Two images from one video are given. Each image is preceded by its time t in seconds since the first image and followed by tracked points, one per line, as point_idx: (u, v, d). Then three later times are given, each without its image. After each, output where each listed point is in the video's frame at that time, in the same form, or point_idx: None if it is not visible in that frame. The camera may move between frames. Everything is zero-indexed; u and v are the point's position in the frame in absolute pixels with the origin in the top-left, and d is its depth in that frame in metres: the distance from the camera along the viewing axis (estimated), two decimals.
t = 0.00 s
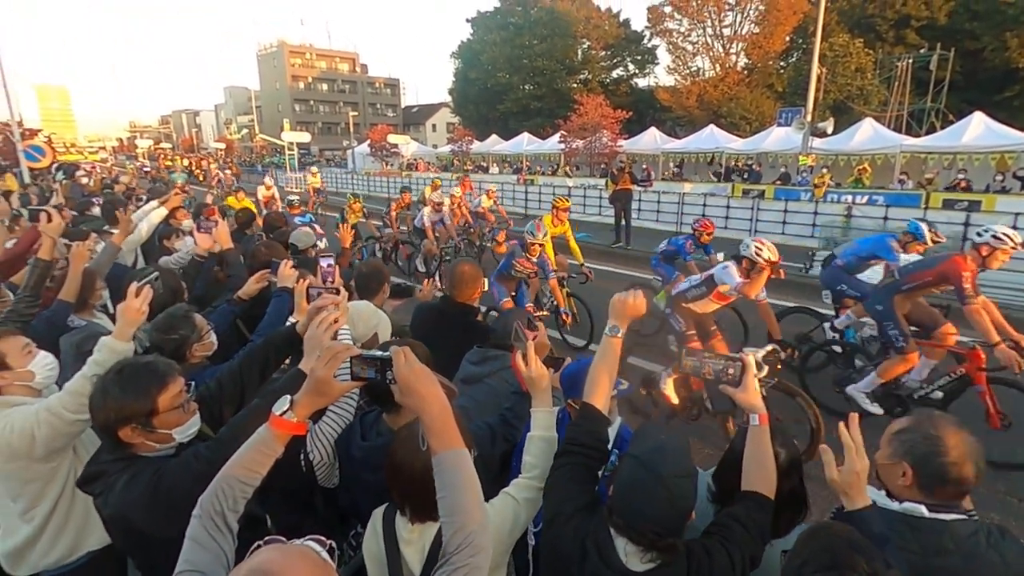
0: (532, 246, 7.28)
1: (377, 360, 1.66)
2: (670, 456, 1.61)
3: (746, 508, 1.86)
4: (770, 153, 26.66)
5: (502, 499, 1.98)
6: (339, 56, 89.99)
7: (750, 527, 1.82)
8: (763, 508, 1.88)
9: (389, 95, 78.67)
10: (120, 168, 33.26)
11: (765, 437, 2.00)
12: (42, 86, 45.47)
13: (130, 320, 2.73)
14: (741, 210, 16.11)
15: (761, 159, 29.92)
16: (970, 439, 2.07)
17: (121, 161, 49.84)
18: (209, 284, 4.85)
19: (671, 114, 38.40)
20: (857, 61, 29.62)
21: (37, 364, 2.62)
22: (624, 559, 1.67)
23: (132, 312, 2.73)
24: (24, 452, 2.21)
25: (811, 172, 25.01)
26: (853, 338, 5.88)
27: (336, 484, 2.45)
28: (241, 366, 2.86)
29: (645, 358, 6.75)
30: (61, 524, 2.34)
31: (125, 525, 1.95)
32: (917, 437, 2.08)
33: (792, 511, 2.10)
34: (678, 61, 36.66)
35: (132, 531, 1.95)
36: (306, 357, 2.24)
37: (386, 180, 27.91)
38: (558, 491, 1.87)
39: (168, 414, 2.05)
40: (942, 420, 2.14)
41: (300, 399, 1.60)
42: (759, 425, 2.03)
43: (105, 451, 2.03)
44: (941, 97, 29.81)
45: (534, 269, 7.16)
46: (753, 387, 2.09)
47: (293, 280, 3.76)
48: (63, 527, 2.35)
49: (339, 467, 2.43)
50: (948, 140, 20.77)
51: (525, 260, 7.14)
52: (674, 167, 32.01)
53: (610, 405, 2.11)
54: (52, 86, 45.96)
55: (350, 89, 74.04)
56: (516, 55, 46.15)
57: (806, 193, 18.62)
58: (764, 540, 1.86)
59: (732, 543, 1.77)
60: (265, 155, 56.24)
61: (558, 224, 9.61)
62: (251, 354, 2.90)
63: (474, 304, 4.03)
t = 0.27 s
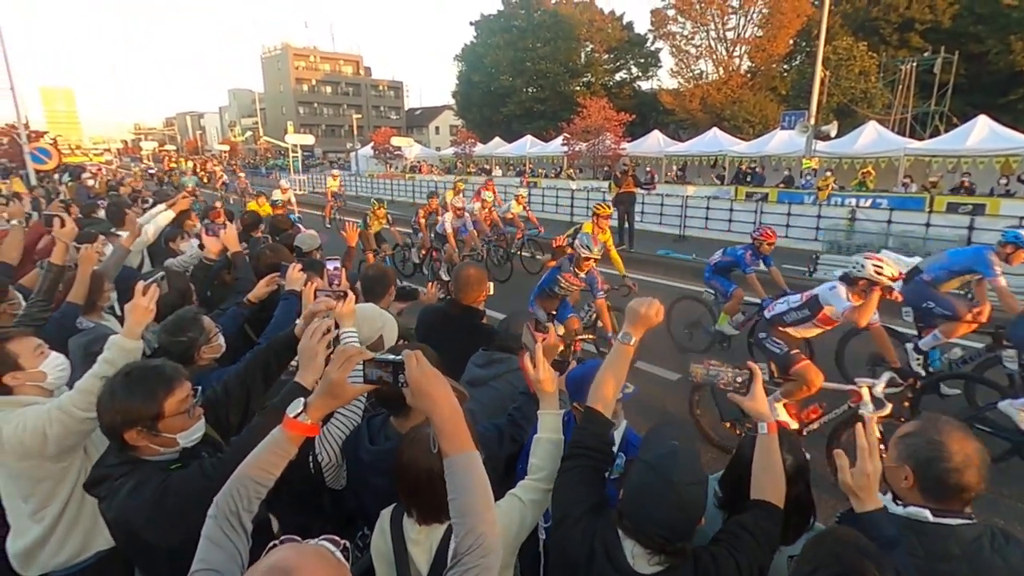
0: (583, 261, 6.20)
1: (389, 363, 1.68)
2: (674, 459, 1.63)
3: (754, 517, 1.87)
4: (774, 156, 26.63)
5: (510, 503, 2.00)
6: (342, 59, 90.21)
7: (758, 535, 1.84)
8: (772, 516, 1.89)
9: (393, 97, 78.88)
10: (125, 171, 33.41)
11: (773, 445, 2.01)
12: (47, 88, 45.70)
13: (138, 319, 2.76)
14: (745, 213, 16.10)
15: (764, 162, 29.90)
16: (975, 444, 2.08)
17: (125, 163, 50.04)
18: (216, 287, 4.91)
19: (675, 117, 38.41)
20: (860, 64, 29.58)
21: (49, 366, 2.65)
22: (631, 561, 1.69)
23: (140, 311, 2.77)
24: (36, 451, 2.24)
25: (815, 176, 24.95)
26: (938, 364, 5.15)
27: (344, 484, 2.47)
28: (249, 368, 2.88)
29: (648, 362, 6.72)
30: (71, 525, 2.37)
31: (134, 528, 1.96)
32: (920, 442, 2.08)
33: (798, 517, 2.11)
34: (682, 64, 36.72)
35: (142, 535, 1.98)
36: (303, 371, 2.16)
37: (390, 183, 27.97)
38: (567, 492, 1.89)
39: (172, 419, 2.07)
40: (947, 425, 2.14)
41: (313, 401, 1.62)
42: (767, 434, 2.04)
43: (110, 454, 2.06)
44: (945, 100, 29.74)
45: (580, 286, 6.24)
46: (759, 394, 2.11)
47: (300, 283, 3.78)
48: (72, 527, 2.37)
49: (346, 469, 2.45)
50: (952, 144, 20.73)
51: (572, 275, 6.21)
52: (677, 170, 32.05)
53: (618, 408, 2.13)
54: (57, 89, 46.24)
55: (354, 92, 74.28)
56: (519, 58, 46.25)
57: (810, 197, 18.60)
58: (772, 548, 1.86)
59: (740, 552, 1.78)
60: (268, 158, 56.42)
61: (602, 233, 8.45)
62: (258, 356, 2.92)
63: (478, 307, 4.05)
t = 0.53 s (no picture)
0: (655, 273, 5.42)
1: (400, 363, 1.69)
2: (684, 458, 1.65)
3: (766, 518, 1.88)
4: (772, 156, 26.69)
5: (519, 500, 2.01)
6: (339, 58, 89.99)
7: (769, 535, 1.85)
8: (783, 517, 1.90)
9: (390, 96, 78.77)
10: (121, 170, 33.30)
11: (785, 446, 2.02)
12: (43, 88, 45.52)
13: (141, 319, 2.76)
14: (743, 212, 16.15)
15: (762, 162, 29.95)
16: (981, 444, 2.07)
17: (122, 163, 49.89)
18: (217, 287, 4.91)
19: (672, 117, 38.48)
20: (858, 64, 29.65)
21: (51, 368, 2.65)
22: (642, 557, 1.70)
23: (142, 311, 2.76)
24: (40, 452, 2.25)
25: (812, 175, 25.03)
26: None
27: (350, 483, 2.48)
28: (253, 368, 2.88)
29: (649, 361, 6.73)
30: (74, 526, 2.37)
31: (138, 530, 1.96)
32: (928, 443, 2.06)
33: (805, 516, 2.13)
34: (680, 64, 36.78)
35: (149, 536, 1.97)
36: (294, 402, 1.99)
37: (388, 182, 27.93)
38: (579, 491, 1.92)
39: (171, 423, 2.07)
40: (955, 426, 2.14)
41: (326, 401, 1.64)
42: (780, 435, 2.05)
43: (110, 458, 2.06)
44: (942, 99, 29.86)
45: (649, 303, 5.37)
46: (771, 395, 2.11)
47: (304, 283, 3.78)
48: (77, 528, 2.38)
49: (353, 468, 2.46)
50: (950, 144, 20.80)
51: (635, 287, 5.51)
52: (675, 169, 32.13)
53: (626, 406, 2.15)
54: (53, 88, 46.05)
55: (351, 91, 74.11)
56: (517, 57, 46.26)
57: (807, 196, 18.67)
58: (783, 548, 1.88)
59: (750, 550, 1.79)
60: (265, 157, 56.31)
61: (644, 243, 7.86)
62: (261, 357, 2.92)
63: (481, 306, 4.05)
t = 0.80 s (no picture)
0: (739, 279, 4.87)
1: (395, 358, 1.68)
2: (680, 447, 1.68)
3: (759, 506, 1.91)
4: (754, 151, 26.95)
5: (517, 492, 2.02)
6: (321, 53, 88.84)
7: (763, 524, 1.88)
8: (777, 506, 1.93)
9: (373, 92, 78.06)
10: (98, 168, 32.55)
11: (777, 436, 2.05)
12: (14, 83, 44.32)
13: (124, 318, 2.71)
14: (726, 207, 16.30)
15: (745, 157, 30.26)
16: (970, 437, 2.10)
17: (97, 161, 48.74)
18: (201, 285, 4.84)
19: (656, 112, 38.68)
20: (837, 60, 30.06)
21: (28, 371, 2.59)
22: (636, 542, 1.73)
23: (125, 309, 2.69)
24: (20, 457, 2.21)
25: (794, 170, 25.34)
26: None
27: (341, 480, 2.49)
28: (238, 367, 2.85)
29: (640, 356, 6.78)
30: (59, 532, 2.33)
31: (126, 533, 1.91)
32: (914, 432, 2.11)
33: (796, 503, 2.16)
34: (663, 59, 36.97)
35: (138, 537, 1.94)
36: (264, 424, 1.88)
37: (372, 178, 27.69)
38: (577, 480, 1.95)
39: (142, 430, 2.02)
40: (938, 414, 2.18)
41: (321, 395, 1.63)
42: (771, 425, 2.07)
43: (84, 466, 2.01)
44: (919, 95, 30.41)
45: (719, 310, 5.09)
46: (763, 385, 2.14)
47: (292, 281, 3.74)
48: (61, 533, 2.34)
49: (345, 465, 2.47)
50: (927, 138, 21.19)
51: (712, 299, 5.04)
52: (659, 164, 32.32)
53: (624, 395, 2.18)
54: (27, 83, 44.97)
55: (334, 87, 73.34)
56: (501, 53, 46.11)
57: (789, 190, 18.91)
58: (776, 537, 1.90)
59: (744, 538, 1.82)
60: (246, 153, 55.46)
61: (688, 244, 6.41)
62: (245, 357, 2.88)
63: (470, 301, 4.04)
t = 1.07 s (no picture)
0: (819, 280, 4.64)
1: (347, 350, 1.65)
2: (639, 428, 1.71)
3: (714, 485, 1.96)
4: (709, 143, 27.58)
5: (481, 483, 2.02)
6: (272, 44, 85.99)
7: (717, 502, 1.93)
8: (730, 484, 1.99)
9: (328, 84, 76.10)
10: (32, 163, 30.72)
11: (728, 417, 2.11)
12: None
13: (60, 319, 2.57)
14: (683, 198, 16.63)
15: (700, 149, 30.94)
16: (898, 408, 2.19)
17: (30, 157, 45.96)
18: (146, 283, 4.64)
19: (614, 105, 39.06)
20: (786, 55, 31.01)
21: None
22: (597, 524, 1.79)
23: (59, 310, 2.54)
24: None
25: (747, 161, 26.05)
26: None
27: (299, 480, 2.44)
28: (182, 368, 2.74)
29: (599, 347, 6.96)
30: None
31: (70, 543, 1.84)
32: (851, 407, 2.18)
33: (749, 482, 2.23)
34: (620, 52, 37.35)
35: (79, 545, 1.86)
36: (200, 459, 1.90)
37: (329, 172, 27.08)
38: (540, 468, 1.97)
39: (65, 439, 1.93)
40: (874, 390, 2.27)
41: (270, 392, 1.58)
42: (722, 406, 2.13)
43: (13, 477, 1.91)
44: (862, 89, 31.65)
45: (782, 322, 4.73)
46: (713, 367, 2.19)
47: (244, 276, 3.61)
48: None
49: (300, 463, 2.42)
50: (870, 131, 22.09)
51: (780, 308, 4.60)
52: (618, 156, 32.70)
53: (583, 379, 2.20)
54: None
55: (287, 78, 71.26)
56: (459, 45, 45.66)
57: (743, 181, 19.44)
58: (729, 512, 1.97)
59: (699, 518, 1.87)
60: (195, 148, 53.34)
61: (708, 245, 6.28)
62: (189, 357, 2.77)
63: (429, 294, 3.99)
